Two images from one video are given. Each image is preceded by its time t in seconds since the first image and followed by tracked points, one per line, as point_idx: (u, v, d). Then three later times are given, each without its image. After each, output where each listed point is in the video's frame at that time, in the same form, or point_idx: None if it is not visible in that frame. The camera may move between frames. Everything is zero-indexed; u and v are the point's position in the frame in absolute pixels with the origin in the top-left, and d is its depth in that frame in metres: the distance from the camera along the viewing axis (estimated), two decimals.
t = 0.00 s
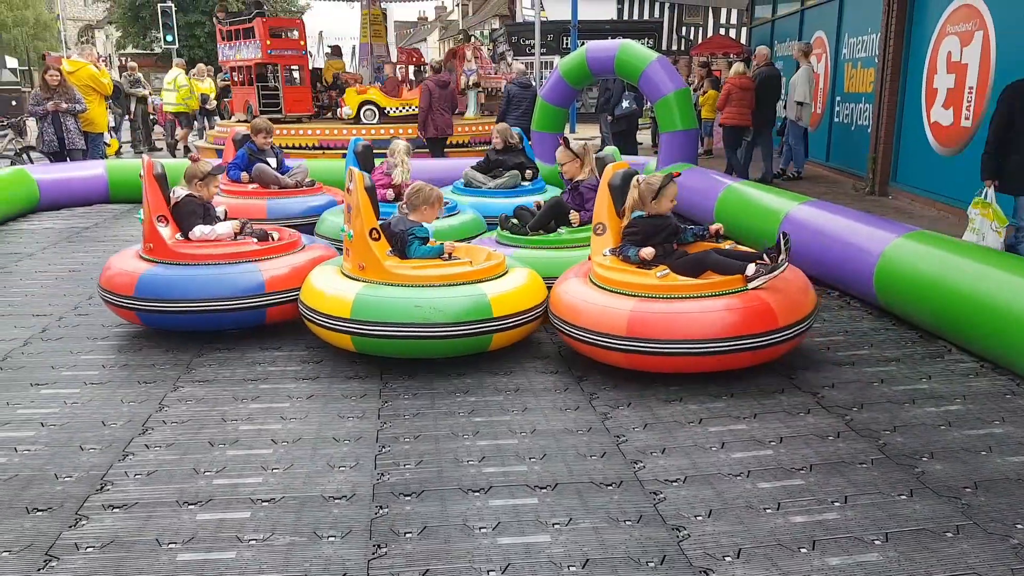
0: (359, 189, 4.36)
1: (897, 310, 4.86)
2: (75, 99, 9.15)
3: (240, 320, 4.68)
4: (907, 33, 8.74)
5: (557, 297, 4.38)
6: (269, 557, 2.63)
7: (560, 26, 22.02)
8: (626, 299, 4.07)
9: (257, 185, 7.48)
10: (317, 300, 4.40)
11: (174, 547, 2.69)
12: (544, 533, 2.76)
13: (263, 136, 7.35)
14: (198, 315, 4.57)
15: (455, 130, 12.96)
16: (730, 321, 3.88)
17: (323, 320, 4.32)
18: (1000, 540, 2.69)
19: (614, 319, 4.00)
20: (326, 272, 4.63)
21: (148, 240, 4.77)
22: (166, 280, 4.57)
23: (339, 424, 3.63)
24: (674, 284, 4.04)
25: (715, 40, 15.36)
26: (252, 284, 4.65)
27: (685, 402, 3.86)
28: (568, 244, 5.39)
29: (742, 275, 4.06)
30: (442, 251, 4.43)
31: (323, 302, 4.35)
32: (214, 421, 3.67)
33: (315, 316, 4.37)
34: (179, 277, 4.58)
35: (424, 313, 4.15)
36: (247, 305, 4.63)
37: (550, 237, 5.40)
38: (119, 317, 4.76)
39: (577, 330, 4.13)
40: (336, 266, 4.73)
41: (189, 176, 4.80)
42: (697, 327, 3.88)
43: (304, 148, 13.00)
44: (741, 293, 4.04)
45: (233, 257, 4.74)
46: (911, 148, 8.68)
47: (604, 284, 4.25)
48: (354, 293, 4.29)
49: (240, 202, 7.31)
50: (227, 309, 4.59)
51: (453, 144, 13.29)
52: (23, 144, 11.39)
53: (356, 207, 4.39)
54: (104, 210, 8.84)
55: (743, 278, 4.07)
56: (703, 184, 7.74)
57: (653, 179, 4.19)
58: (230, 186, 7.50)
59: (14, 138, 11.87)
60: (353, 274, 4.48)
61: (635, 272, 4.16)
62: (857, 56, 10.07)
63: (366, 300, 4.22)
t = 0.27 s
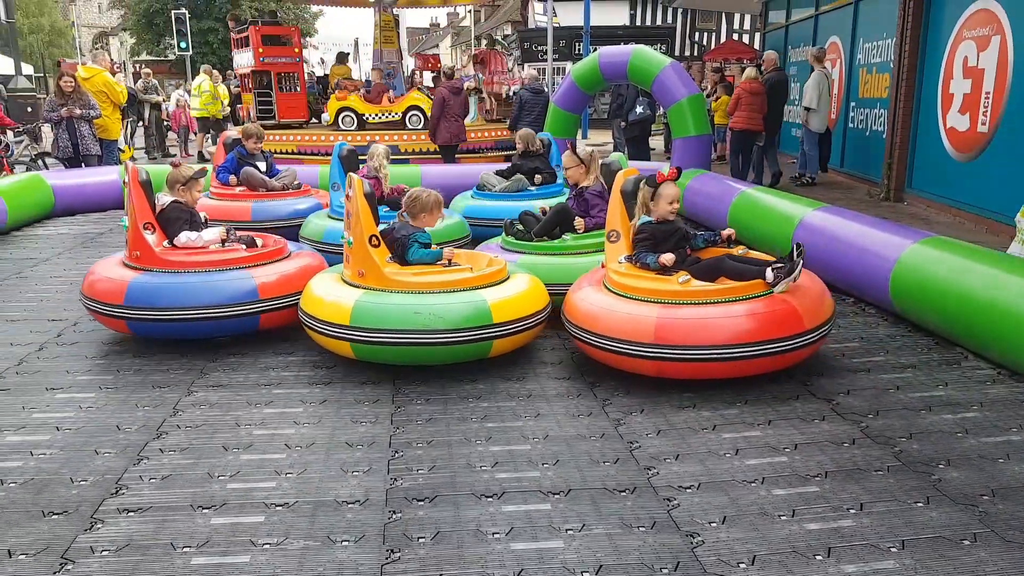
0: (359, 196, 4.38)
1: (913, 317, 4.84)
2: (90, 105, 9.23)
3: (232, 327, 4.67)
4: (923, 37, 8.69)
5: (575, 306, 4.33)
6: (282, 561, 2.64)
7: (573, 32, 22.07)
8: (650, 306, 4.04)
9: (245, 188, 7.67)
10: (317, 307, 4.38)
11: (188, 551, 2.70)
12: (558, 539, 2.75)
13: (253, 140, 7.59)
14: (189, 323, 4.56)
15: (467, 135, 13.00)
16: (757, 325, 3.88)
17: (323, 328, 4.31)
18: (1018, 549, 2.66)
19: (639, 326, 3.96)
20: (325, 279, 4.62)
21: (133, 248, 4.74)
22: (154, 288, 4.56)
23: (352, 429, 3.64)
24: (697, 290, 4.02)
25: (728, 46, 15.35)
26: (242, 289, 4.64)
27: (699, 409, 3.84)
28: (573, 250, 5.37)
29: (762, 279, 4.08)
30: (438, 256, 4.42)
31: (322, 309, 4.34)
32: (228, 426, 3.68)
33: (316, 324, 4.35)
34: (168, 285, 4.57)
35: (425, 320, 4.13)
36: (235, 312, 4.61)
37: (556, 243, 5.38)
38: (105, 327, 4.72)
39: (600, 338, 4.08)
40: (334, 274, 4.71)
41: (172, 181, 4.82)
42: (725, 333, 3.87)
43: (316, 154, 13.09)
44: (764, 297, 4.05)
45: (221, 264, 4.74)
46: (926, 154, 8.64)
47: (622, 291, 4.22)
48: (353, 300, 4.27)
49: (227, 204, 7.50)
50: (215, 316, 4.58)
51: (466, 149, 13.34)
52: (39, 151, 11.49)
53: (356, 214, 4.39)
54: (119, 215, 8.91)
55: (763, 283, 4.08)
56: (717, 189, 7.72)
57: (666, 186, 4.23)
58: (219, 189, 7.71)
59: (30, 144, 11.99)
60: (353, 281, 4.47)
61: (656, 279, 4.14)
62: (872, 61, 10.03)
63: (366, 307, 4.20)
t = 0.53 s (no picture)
0: (350, 195, 4.31)
1: (926, 316, 4.82)
2: (99, 103, 9.26)
3: (211, 327, 4.61)
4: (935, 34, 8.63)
5: (616, 312, 4.20)
6: (294, 559, 2.64)
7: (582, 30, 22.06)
8: (704, 309, 3.94)
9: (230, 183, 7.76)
10: (309, 308, 4.33)
11: (200, 548, 2.71)
12: (568, 537, 2.75)
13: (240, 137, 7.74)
14: (169, 323, 4.50)
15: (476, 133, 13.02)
16: (814, 323, 3.86)
17: (316, 330, 4.26)
18: None
19: (699, 331, 3.86)
20: (316, 280, 4.57)
21: (105, 248, 4.64)
22: (130, 288, 4.48)
23: (362, 427, 3.65)
24: (749, 289, 3.96)
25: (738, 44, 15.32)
26: (221, 289, 4.58)
27: (709, 407, 3.83)
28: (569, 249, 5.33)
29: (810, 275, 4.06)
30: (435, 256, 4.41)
31: (314, 309, 4.29)
32: (238, 423, 3.69)
33: (312, 326, 4.28)
34: (144, 285, 4.50)
35: (421, 319, 4.08)
36: (213, 312, 4.55)
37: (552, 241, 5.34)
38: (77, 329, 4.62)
39: (652, 345, 3.96)
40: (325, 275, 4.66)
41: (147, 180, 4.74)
42: (786, 334, 3.82)
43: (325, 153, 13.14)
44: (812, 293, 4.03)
45: (199, 264, 4.67)
46: (937, 151, 8.60)
47: (666, 294, 4.12)
48: (347, 300, 4.22)
49: (211, 199, 7.57)
50: (192, 317, 4.51)
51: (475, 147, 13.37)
52: (48, 149, 11.55)
53: (348, 214, 4.34)
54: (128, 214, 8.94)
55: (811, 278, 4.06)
56: (727, 188, 7.70)
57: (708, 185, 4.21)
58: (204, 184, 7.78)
59: (40, 143, 12.04)
60: (346, 282, 4.42)
61: (703, 280, 4.07)
62: (884, 59, 9.98)
63: (360, 307, 4.15)
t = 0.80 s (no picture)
0: (348, 188, 4.33)
1: (932, 313, 4.81)
2: (106, 93, 9.27)
3: (165, 325, 4.46)
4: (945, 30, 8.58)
5: (676, 316, 3.97)
6: (299, 550, 2.65)
7: (589, 23, 22.02)
8: (777, 309, 3.79)
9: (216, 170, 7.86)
10: (303, 301, 4.32)
11: (206, 538, 2.72)
12: (573, 530, 2.75)
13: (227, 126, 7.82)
14: (119, 320, 4.36)
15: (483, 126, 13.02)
16: (879, 318, 3.79)
17: (310, 322, 4.25)
18: None
19: (779, 332, 3.71)
20: (312, 271, 4.58)
21: (62, 239, 4.54)
22: (79, 283, 4.35)
23: (368, 419, 3.65)
24: (816, 285, 3.85)
25: (746, 38, 15.28)
26: (175, 287, 4.41)
27: (715, 402, 3.83)
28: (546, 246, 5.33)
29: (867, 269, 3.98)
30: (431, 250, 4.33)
31: (307, 301, 4.30)
32: (244, 415, 3.70)
33: (305, 317, 4.28)
34: (95, 279, 4.36)
35: (414, 311, 4.07)
36: (162, 310, 4.38)
37: (532, 236, 5.37)
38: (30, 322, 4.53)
39: (730, 348, 3.77)
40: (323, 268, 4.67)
41: (110, 171, 4.55)
42: (860, 331, 3.73)
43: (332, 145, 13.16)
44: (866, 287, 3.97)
45: (156, 259, 4.51)
46: (946, 147, 8.55)
47: (725, 294, 3.95)
48: (341, 292, 4.22)
49: (199, 185, 7.67)
50: (141, 314, 4.35)
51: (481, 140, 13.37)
52: (56, 139, 11.57)
53: (346, 207, 4.35)
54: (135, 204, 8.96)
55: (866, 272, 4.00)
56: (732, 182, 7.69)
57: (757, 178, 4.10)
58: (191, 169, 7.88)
59: (47, 133, 12.06)
60: (342, 275, 4.42)
61: (764, 278, 3.92)
62: (892, 54, 9.93)
63: (354, 300, 4.15)
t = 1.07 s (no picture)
0: (353, 185, 4.30)
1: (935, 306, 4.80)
2: (111, 90, 9.28)
3: (114, 327, 4.36)
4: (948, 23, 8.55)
5: (734, 314, 3.86)
6: (304, 545, 2.66)
7: (592, 19, 21.99)
8: (836, 305, 3.75)
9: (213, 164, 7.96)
10: (312, 301, 4.28)
11: (210, 534, 2.73)
12: (577, 525, 2.76)
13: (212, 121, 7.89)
14: (66, 326, 4.24)
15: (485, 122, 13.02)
16: (929, 307, 3.80)
17: (325, 322, 4.19)
18: None
19: (842, 327, 3.68)
20: (311, 271, 4.54)
21: None
22: (23, 289, 4.20)
23: (372, 415, 3.66)
24: (869, 277, 3.83)
25: (749, 32, 15.26)
26: (124, 288, 4.32)
27: (719, 396, 3.83)
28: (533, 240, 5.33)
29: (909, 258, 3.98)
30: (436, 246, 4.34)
31: (316, 302, 4.26)
32: (248, 411, 3.71)
33: (318, 319, 4.22)
34: (35, 285, 4.23)
35: (433, 308, 4.08)
36: (118, 311, 4.30)
37: (520, 229, 5.38)
38: None
39: (794, 345, 3.72)
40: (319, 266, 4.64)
41: (41, 174, 4.39)
42: (917, 322, 3.73)
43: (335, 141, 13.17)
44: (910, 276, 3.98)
45: (99, 260, 4.39)
46: (949, 141, 8.53)
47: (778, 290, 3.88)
48: (354, 292, 4.18)
49: (199, 179, 7.74)
50: (95, 317, 4.25)
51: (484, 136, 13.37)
52: (59, 136, 11.59)
53: (349, 203, 4.31)
54: (139, 201, 8.96)
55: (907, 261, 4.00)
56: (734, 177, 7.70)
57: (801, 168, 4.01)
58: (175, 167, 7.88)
59: (50, 130, 12.07)
60: (349, 273, 4.39)
61: (817, 271, 3.87)
62: (896, 48, 9.90)
63: (368, 298, 4.12)
